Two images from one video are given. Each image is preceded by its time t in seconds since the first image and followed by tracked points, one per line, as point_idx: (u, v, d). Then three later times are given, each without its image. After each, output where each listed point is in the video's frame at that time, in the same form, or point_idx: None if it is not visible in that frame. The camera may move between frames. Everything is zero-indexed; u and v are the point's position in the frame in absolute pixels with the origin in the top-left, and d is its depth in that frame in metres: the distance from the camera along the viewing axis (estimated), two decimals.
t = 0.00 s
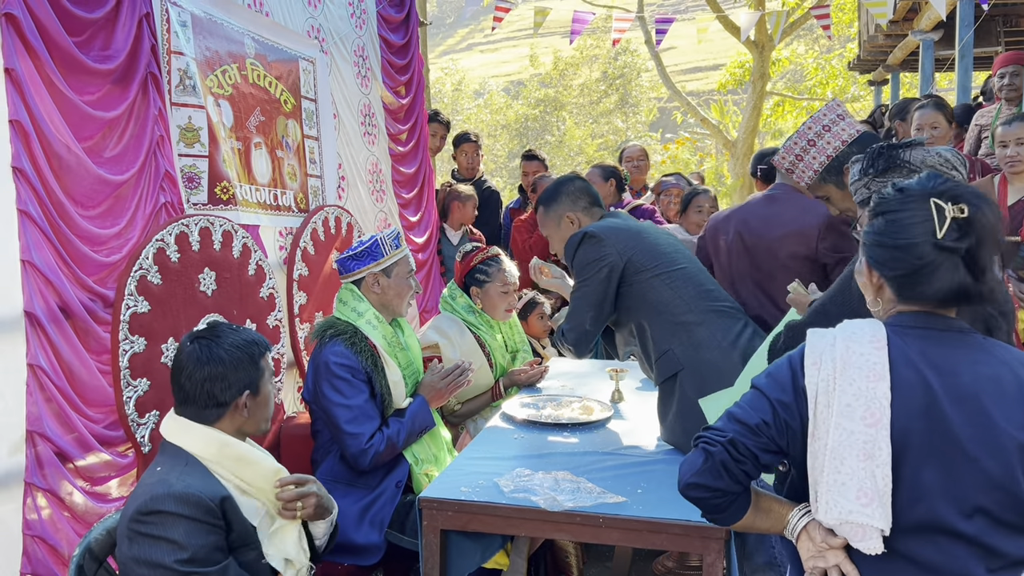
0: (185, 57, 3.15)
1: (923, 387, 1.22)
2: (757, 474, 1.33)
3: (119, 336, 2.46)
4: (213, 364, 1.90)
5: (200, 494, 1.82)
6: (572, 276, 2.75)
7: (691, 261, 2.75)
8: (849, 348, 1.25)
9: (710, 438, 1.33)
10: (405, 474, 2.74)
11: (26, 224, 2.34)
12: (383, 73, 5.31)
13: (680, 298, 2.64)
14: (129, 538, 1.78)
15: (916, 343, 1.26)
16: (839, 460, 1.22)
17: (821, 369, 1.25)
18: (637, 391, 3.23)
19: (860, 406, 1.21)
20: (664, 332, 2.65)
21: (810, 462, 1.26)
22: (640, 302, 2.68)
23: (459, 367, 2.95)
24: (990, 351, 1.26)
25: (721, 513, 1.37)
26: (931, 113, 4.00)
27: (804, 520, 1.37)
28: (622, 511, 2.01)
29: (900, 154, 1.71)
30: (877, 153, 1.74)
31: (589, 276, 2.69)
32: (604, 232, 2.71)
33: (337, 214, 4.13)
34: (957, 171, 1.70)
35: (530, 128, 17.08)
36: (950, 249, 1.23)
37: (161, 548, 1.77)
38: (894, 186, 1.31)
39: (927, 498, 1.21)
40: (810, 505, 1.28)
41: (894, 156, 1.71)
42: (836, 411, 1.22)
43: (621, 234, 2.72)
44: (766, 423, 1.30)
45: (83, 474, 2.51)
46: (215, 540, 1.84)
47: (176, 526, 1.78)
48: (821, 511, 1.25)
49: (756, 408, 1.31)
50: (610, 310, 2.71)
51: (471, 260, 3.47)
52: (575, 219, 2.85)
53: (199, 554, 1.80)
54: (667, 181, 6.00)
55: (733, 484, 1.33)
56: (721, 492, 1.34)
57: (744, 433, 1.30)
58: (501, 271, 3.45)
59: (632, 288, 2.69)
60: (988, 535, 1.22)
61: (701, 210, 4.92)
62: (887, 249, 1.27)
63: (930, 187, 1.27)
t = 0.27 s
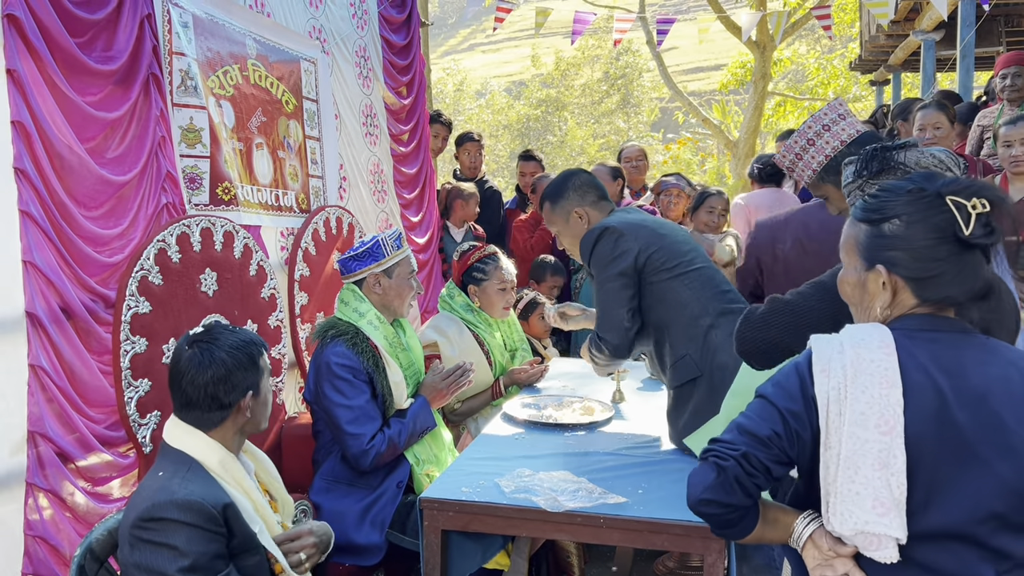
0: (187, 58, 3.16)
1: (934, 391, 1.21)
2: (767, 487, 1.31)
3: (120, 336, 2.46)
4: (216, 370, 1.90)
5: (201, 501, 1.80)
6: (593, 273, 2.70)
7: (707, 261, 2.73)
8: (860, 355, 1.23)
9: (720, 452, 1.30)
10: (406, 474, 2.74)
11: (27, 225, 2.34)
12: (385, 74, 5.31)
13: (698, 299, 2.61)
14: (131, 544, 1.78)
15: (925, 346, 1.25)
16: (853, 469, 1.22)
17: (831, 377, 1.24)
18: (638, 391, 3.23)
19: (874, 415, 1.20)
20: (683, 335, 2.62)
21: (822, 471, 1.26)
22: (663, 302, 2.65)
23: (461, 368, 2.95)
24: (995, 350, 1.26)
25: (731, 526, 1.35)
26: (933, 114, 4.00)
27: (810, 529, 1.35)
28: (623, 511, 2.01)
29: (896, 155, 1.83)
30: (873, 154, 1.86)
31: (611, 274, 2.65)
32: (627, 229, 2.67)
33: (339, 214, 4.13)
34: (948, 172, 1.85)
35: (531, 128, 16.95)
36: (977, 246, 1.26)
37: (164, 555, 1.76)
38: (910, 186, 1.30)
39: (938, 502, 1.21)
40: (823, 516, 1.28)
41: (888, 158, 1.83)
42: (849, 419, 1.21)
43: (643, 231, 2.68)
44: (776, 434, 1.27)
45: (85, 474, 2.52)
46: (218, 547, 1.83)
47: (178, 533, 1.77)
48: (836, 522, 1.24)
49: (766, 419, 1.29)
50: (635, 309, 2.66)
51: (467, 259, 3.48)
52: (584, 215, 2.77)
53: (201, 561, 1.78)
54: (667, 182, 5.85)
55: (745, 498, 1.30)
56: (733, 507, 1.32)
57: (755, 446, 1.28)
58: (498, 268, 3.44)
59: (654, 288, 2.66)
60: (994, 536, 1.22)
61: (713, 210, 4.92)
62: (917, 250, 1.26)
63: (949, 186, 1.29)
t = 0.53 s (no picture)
0: (188, 58, 3.16)
1: (949, 394, 1.21)
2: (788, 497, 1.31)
3: (121, 336, 2.46)
4: (216, 375, 1.90)
5: (201, 505, 1.80)
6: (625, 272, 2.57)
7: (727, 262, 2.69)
8: (876, 360, 1.23)
9: (742, 465, 1.29)
10: (407, 475, 2.74)
11: (29, 225, 2.35)
12: (386, 74, 5.31)
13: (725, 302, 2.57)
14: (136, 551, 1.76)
15: (938, 348, 1.25)
16: (873, 477, 1.22)
17: (848, 384, 1.24)
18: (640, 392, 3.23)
19: (892, 420, 1.20)
20: (710, 337, 2.57)
21: (841, 479, 1.26)
22: (695, 304, 2.57)
23: (462, 368, 2.95)
24: (1003, 350, 1.27)
25: (754, 538, 1.34)
26: (935, 114, 4.00)
27: (820, 536, 1.34)
28: (624, 511, 2.01)
29: (886, 155, 1.90)
30: (864, 154, 1.95)
31: (648, 275, 2.52)
32: (659, 226, 2.57)
33: (340, 214, 4.13)
34: (943, 170, 1.89)
35: (531, 129, 16.81)
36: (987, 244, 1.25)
37: (171, 559, 1.75)
38: (917, 185, 1.29)
39: (955, 506, 1.22)
40: (842, 524, 1.28)
41: (879, 158, 1.91)
42: (868, 426, 1.22)
43: (671, 229, 2.59)
44: (796, 444, 1.27)
45: (86, 474, 2.52)
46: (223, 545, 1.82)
47: (182, 536, 1.76)
48: (858, 530, 1.24)
49: (784, 429, 1.28)
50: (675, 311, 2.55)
51: (461, 257, 3.51)
52: (600, 206, 2.66)
53: (208, 560, 1.77)
54: (667, 182, 5.84)
55: (766, 510, 1.30)
56: (756, 519, 1.31)
57: (776, 457, 1.27)
58: (492, 264, 3.49)
59: (686, 288, 2.57)
60: (1003, 537, 1.23)
61: (716, 211, 4.93)
62: (928, 250, 1.26)
63: (956, 184, 1.28)
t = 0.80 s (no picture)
0: (189, 58, 3.15)
1: (967, 391, 1.29)
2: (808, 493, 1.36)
3: (123, 336, 2.46)
4: (211, 374, 1.90)
5: (205, 502, 1.80)
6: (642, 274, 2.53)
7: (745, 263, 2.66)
8: (896, 357, 1.31)
9: (766, 462, 1.32)
10: (408, 475, 2.74)
11: (31, 225, 2.35)
12: (387, 73, 5.31)
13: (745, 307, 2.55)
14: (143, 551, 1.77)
15: (954, 346, 1.33)
16: (896, 474, 1.29)
17: (870, 380, 1.31)
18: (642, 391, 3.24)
19: (915, 417, 1.28)
20: (729, 344, 2.57)
21: (863, 476, 1.32)
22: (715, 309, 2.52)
23: (462, 368, 2.95)
24: (1015, 348, 1.35)
25: (774, 538, 1.38)
26: (936, 114, 4.00)
27: (833, 538, 1.41)
28: (626, 511, 2.01)
29: (888, 154, 1.91)
30: (865, 153, 1.96)
31: (667, 279, 2.48)
32: (682, 227, 2.51)
33: (341, 214, 4.12)
34: (945, 168, 1.90)
35: (532, 128, 16.79)
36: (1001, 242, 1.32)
37: (178, 557, 1.76)
38: (932, 185, 1.36)
39: (972, 503, 1.29)
40: (863, 523, 1.35)
41: (881, 156, 1.92)
42: (891, 423, 1.29)
43: (692, 229, 2.53)
44: (819, 440, 1.32)
45: (88, 474, 2.52)
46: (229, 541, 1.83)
47: (189, 533, 1.77)
48: (880, 527, 1.31)
49: (807, 426, 1.33)
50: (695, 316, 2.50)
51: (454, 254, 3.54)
52: (615, 202, 2.62)
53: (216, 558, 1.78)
54: (667, 181, 5.87)
55: (789, 507, 1.34)
56: (779, 517, 1.35)
57: (800, 454, 1.32)
58: (483, 259, 3.50)
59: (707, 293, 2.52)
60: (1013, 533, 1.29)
61: (711, 209, 4.94)
62: (944, 248, 1.32)
63: (970, 183, 1.35)
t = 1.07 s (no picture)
0: (190, 56, 3.15)
1: (971, 387, 1.33)
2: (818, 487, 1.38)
3: (125, 334, 2.46)
4: (208, 372, 1.89)
5: (205, 501, 1.80)
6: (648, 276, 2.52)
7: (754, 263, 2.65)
8: (902, 353, 1.34)
9: (779, 454, 1.34)
10: (410, 475, 2.74)
11: (32, 223, 2.35)
12: (388, 72, 5.31)
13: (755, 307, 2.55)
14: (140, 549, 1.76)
15: (956, 343, 1.37)
16: (904, 468, 1.32)
17: (878, 376, 1.34)
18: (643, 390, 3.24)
19: (923, 411, 1.31)
20: (738, 345, 2.58)
21: (871, 471, 1.35)
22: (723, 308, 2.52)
23: (462, 367, 2.95)
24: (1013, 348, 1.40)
25: (785, 533, 1.40)
26: (937, 112, 3.99)
27: (836, 538, 1.45)
28: (627, 510, 2.01)
29: (890, 150, 1.92)
30: (868, 149, 1.96)
31: (674, 280, 2.47)
32: (689, 228, 2.50)
33: (343, 213, 4.11)
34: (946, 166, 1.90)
35: (535, 127, 16.90)
36: (997, 240, 1.37)
37: (175, 557, 1.75)
38: (932, 185, 1.39)
39: (979, 496, 1.32)
40: (871, 518, 1.38)
41: (883, 153, 1.92)
42: (899, 417, 1.32)
43: (699, 229, 2.52)
44: (829, 434, 1.34)
45: (90, 472, 2.52)
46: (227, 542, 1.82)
47: (187, 532, 1.77)
48: (889, 522, 1.34)
49: (817, 420, 1.35)
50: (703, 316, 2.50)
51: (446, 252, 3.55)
52: (621, 202, 2.61)
53: (213, 559, 1.78)
54: (669, 179, 5.87)
55: (801, 500, 1.36)
56: (791, 511, 1.37)
57: (813, 447, 1.34)
58: (476, 254, 3.51)
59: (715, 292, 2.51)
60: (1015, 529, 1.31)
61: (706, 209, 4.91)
62: (944, 246, 1.36)
63: (968, 183, 1.39)
